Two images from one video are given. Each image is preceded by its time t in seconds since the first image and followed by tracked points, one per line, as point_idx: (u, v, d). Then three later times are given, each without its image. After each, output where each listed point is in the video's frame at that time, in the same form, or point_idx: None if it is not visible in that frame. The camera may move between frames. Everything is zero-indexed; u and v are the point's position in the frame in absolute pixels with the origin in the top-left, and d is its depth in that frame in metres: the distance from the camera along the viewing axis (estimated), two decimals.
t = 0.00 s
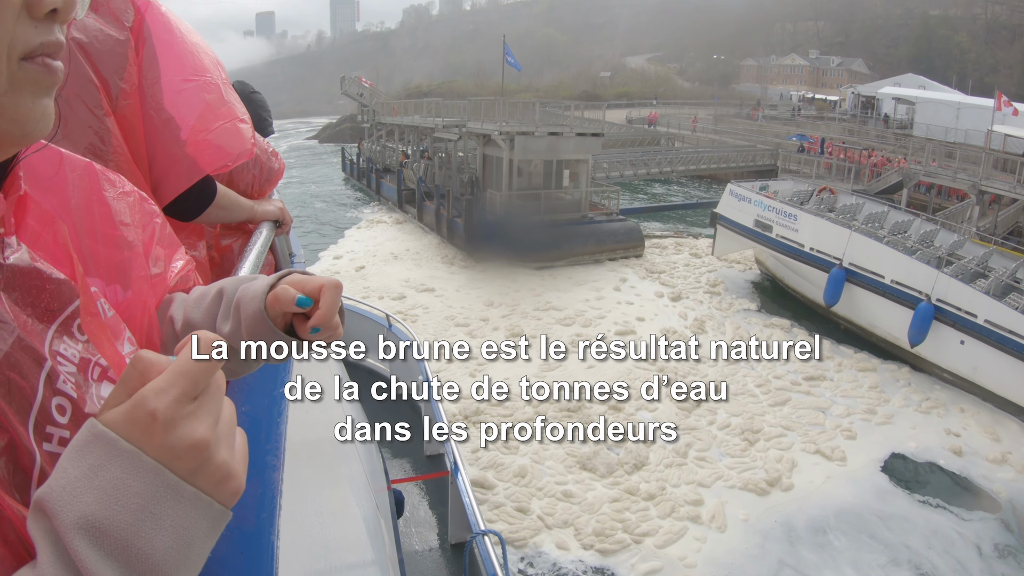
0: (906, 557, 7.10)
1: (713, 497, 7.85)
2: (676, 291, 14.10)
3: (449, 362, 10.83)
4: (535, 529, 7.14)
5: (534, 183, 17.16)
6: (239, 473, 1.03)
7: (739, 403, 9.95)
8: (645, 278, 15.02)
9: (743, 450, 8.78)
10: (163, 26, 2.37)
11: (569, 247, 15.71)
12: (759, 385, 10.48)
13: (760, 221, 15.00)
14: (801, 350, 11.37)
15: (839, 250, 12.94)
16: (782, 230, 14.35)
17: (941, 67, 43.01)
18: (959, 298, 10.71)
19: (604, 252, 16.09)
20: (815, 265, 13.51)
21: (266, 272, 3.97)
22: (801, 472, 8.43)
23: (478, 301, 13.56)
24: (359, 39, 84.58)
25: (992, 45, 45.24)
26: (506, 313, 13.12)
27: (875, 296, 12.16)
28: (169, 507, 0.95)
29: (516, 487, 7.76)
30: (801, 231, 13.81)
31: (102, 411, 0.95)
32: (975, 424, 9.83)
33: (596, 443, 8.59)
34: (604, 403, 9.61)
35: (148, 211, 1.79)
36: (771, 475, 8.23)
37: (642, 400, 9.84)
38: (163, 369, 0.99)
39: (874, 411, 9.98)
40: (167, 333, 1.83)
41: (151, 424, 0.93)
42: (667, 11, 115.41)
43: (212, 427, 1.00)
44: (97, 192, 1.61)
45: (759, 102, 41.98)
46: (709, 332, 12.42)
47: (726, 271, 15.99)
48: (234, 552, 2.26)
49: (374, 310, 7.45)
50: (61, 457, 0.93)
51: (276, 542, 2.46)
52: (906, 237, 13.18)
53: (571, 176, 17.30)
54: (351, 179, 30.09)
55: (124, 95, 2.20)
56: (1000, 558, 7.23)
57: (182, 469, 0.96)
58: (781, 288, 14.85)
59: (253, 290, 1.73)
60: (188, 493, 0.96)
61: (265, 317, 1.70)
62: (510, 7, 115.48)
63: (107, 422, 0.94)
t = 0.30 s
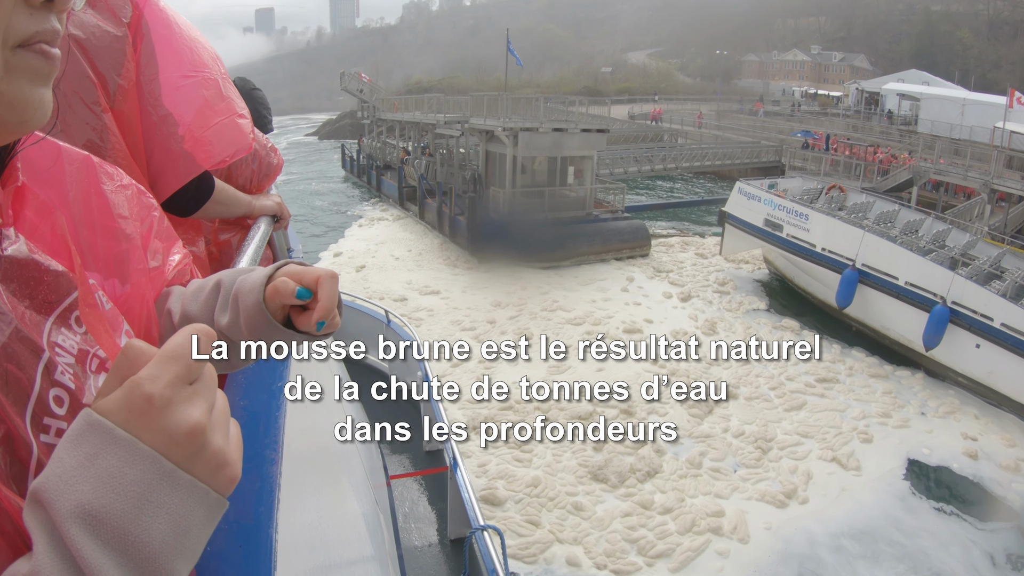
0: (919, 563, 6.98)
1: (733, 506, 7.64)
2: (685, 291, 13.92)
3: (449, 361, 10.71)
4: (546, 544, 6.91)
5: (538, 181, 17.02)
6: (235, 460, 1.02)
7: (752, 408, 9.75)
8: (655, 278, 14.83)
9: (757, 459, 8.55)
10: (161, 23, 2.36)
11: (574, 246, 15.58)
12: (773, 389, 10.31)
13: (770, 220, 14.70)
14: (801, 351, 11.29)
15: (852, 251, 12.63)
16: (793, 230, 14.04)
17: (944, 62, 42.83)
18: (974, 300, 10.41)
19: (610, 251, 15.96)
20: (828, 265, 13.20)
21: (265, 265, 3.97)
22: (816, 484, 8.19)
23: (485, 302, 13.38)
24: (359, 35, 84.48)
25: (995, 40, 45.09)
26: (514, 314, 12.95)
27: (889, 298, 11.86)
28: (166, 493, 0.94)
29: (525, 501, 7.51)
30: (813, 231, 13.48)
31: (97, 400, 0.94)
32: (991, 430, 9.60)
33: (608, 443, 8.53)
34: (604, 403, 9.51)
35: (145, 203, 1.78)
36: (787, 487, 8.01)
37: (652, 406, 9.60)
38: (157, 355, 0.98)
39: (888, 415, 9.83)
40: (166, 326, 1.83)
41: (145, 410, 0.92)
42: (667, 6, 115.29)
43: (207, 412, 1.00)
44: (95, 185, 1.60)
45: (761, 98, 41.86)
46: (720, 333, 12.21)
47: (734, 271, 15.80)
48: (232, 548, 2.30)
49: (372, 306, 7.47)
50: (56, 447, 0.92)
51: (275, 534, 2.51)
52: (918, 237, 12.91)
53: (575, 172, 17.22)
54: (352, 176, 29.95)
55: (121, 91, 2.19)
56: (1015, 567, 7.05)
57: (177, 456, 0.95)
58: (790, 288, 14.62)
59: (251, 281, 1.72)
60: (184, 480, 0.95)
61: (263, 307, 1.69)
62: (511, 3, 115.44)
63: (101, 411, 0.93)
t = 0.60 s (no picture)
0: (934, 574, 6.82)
1: (754, 517, 7.43)
2: (694, 292, 13.76)
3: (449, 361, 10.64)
4: (558, 561, 6.62)
5: (542, 180, 16.89)
6: (230, 452, 1.00)
7: (766, 416, 9.50)
8: (662, 277, 14.68)
9: (774, 471, 8.27)
10: (158, 20, 2.32)
11: (580, 247, 15.30)
12: (787, 390, 10.19)
13: (779, 221, 14.49)
14: (800, 351, 11.14)
15: (864, 253, 12.36)
16: (803, 232, 13.82)
17: (945, 59, 42.76)
18: (989, 304, 10.20)
19: (618, 252, 15.80)
20: (839, 267, 12.93)
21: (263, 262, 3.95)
22: (833, 495, 7.94)
23: (490, 304, 13.12)
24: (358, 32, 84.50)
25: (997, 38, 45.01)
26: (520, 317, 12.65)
27: (902, 302, 11.62)
28: (160, 486, 0.92)
29: (535, 519, 7.20)
30: (823, 232, 13.24)
31: (86, 394, 0.91)
32: (1007, 439, 9.39)
33: (620, 450, 8.35)
34: (604, 404, 9.45)
35: (142, 198, 1.75)
36: (806, 497, 7.81)
37: (663, 414, 9.30)
38: (149, 348, 0.96)
39: (905, 419, 9.71)
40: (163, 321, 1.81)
41: (138, 403, 0.90)
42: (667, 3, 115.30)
43: (201, 405, 0.97)
44: (92, 181, 1.56)
45: (763, 95, 41.81)
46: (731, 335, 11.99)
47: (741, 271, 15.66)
48: (231, 542, 2.28)
49: (369, 303, 7.53)
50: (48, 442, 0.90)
51: (274, 531, 2.48)
52: (929, 237, 12.72)
53: (580, 171, 17.23)
54: (352, 173, 29.89)
55: (118, 89, 2.16)
56: None
57: (171, 450, 0.93)
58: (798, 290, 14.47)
59: (248, 277, 1.69)
60: (178, 473, 0.93)
61: (261, 304, 1.66)
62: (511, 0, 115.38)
63: (93, 405, 0.90)
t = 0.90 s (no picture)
0: None
1: (771, 532, 7.22)
2: (704, 293, 13.62)
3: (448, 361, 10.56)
4: None
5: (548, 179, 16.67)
6: (233, 453, 0.98)
7: (781, 423, 9.30)
8: (671, 278, 14.56)
9: (791, 482, 8.06)
10: (159, 17, 2.28)
11: (586, 248, 15.03)
12: (801, 392, 10.04)
13: (788, 224, 14.23)
14: (800, 351, 11.00)
15: (877, 258, 12.10)
16: (813, 235, 13.56)
17: (947, 56, 42.48)
18: (1005, 311, 10.02)
19: (626, 251, 15.61)
20: (850, 272, 12.69)
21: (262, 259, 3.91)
22: (852, 504, 7.80)
23: (493, 308, 12.82)
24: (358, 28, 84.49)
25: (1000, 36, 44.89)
26: (526, 322, 12.37)
27: (913, 307, 11.40)
28: (162, 487, 0.90)
29: (548, 536, 6.96)
30: (834, 235, 12.99)
31: (88, 393, 0.90)
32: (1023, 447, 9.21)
33: (632, 463, 8.12)
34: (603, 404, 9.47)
35: (143, 195, 1.72)
36: (824, 506, 7.63)
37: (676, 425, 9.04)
38: (149, 347, 0.94)
39: (920, 424, 9.50)
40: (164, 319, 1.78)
41: (140, 403, 0.89)
42: None
43: (203, 405, 0.96)
44: (91, 178, 1.53)
45: (766, 92, 41.72)
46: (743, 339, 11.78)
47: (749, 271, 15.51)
48: (231, 540, 2.24)
49: (368, 300, 7.59)
50: (49, 442, 0.88)
51: (275, 528, 2.44)
52: (940, 240, 12.55)
53: (585, 169, 16.90)
54: (352, 170, 29.80)
55: (117, 87, 2.12)
56: None
57: (174, 450, 0.91)
58: (806, 292, 14.31)
59: (252, 275, 1.66)
60: (181, 473, 0.91)
61: (265, 303, 1.62)
62: None
63: (96, 407, 0.89)
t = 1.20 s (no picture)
0: None
1: (785, 556, 6.94)
2: (715, 295, 13.57)
3: (448, 361, 10.51)
4: None
5: (555, 180, 16.58)
6: (235, 448, 0.97)
7: (797, 432, 9.12)
8: (682, 281, 14.51)
9: (810, 496, 7.86)
10: (159, 14, 2.25)
11: (594, 250, 14.82)
12: (817, 402, 9.86)
13: (801, 227, 14.08)
14: (801, 351, 11.16)
15: (893, 264, 11.92)
16: (826, 239, 13.38)
17: (952, 55, 42.31)
18: None
19: (636, 253, 15.54)
20: (864, 277, 12.51)
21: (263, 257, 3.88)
22: (873, 515, 7.65)
23: (498, 313, 12.57)
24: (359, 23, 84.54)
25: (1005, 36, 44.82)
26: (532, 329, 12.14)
27: (929, 315, 11.26)
28: (163, 485, 0.88)
29: (566, 553, 6.74)
30: (848, 239, 12.81)
31: (91, 389, 0.89)
32: None
33: (647, 482, 7.82)
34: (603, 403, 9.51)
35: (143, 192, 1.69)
36: (844, 524, 7.40)
37: (693, 437, 8.81)
38: (148, 340, 0.93)
39: (938, 434, 9.34)
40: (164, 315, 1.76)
41: (139, 399, 0.87)
42: None
43: (205, 400, 0.94)
44: (92, 174, 1.50)
45: (770, 90, 41.66)
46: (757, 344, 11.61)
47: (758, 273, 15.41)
48: (233, 537, 2.21)
49: (369, 298, 7.58)
50: (50, 439, 0.87)
51: (276, 526, 2.41)
52: (953, 246, 12.42)
53: (592, 168, 16.90)
54: (354, 168, 29.81)
55: (116, 86, 2.09)
56: None
57: (176, 446, 0.90)
58: (816, 295, 14.18)
59: (254, 271, 1.64)
60: (183, 470, 0.90)
61: (269, 301, 1.60)
62: None
63: (98, 402, 0.88)
